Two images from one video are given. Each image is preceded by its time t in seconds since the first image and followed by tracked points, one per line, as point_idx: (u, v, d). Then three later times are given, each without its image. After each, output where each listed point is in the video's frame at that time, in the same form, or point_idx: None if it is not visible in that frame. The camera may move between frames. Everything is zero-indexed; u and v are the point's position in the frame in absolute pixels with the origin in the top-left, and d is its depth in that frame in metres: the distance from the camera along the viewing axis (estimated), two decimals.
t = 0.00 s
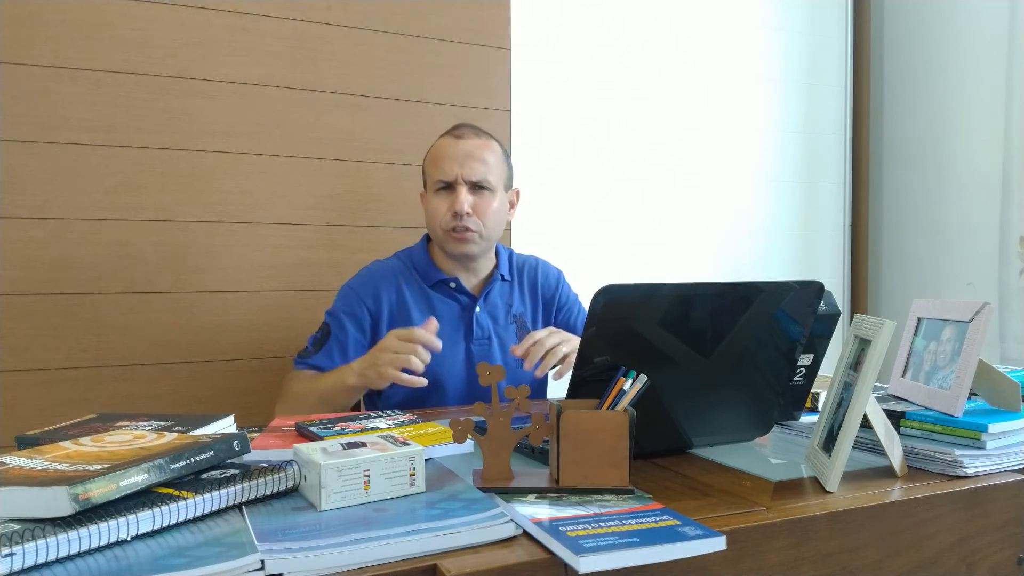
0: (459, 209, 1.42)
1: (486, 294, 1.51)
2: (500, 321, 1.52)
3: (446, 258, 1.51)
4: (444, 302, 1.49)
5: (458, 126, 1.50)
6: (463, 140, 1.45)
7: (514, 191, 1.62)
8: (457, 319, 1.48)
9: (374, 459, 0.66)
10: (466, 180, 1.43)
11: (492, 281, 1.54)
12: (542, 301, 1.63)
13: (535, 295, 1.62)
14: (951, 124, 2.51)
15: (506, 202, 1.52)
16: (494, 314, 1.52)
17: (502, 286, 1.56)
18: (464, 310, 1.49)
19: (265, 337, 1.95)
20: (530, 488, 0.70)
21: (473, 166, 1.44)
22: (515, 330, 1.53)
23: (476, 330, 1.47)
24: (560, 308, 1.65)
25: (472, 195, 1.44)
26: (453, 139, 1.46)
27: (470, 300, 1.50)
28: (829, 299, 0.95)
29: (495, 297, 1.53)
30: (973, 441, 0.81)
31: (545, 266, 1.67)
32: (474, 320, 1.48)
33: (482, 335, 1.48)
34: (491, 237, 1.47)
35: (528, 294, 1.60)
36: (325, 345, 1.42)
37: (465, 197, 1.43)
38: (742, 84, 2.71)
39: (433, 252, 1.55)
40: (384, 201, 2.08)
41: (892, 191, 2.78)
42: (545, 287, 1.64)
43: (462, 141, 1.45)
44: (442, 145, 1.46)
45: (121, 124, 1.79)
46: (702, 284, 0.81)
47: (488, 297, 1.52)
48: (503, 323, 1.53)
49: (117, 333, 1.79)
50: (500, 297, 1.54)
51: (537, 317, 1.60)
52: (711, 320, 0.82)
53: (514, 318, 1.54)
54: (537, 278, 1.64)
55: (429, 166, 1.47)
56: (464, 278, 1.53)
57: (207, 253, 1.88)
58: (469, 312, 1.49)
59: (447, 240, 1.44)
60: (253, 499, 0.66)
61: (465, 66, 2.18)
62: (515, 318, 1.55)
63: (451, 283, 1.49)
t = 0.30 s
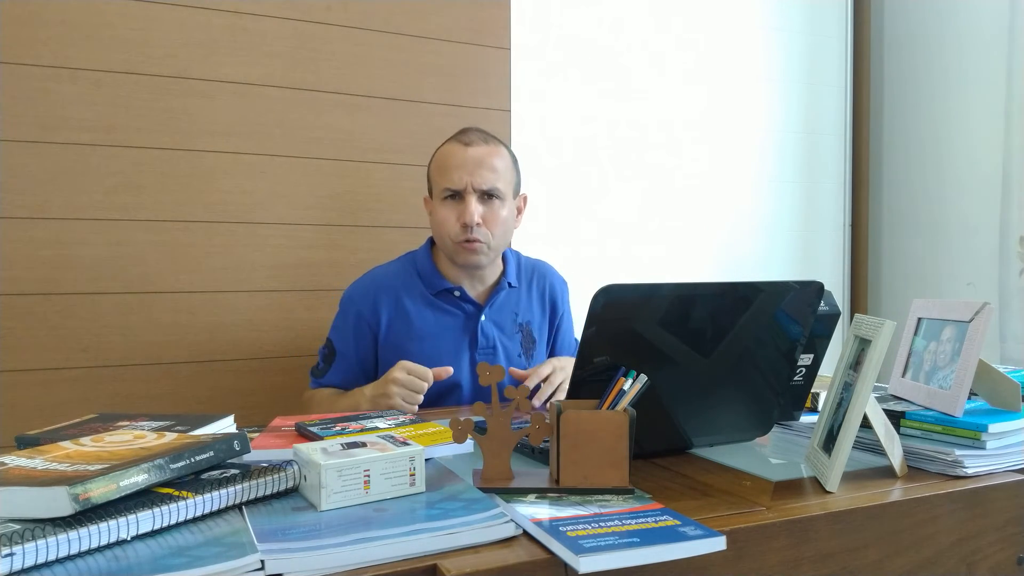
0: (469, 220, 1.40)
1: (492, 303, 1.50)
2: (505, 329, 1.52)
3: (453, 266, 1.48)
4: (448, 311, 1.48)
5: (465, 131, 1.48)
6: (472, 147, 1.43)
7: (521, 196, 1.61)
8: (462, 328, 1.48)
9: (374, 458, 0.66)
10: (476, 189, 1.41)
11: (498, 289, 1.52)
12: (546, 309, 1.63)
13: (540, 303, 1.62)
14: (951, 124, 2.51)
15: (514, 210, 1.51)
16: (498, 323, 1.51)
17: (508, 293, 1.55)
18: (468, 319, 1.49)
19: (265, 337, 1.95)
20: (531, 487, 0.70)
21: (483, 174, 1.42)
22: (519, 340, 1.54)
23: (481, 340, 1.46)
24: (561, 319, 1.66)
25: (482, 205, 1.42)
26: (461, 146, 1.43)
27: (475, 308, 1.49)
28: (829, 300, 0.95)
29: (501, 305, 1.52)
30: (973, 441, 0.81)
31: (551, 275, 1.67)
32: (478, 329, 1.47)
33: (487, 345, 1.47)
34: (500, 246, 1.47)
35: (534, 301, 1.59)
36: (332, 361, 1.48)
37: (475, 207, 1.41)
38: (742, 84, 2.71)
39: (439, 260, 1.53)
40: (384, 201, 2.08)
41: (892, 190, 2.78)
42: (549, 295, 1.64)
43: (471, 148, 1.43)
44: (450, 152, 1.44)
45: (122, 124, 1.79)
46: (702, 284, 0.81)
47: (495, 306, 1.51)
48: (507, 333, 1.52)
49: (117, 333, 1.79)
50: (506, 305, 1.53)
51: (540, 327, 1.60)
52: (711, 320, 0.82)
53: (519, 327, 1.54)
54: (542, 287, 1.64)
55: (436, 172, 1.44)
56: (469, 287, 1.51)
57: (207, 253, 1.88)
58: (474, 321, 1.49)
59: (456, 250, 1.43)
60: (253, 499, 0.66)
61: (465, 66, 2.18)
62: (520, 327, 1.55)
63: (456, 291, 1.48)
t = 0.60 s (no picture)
0: (473, 222, 1.41)
1: (493, 303, 1.51)
2: (505, 331, 1.52)
3: (454, 266, 1.49)
4: (449, 312, 1.48)
5: (472, 132, 1.47)
6: (478, 149, 1.42)
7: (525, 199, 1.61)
8: (462, 329, 1.48)
9: (374, 459, 0.66)
10: (481, 192, 1.41)
11: (499, 289, 1.53)
12: (547, 309, 1.63)
13: (541, 304, 1.62)
14: (952, 124, 2.51)
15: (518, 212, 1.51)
16: (499, 324, 1.51)
17: (509, 293, 1.55)
18: (469, 319, 1.49)
19: (265, 337, 1.95)
20: (531, 487, 0.70)
21: (488, 177, 1.41)
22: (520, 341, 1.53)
23: (482, 341, 1.46)
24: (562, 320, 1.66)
25: (487, 207, 1.42)
26: (468, 147, 1.43)
27: (475, 309, 1.49)
28: (829, 300, 0.95)
29: (502, 306, 1.52)
30: (973, 441, 0.81)
31: (552, 275, 1.67)
32: (479, 330, 1.47)
33: (487, 345, 1.47)
34: (502, 250, 1.47)
35: (534, 301, 1.59)
36: (331, 359, 1.48)
37: (479, 210, 1.41)
38: (742, 85, 2.71)
39: (440, 259, 1.53)
40: (384, 201, 2.08)
41: (892, 191, 2.79)
42: (549, 296, 1.64)
43: (477, 150, 1.43)
44: (456, 153, 1.43)
45: (121, 124, 1.79)
46: (702, 285, 0.81)
47: (496, 306, 1.51)
48: (509, 333, 1.52)
49: (117, 333, 1.79)
50: (507, 305, 1.53)
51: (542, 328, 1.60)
52: (711, 320, 0.82)
53: (520, 328, 1.54)
54: (544, 287, 1.64)
55: (441, 173, 1.43)
56: (470, 287, 1.52)
57: (207, 253, 1.88)
58: (475, 321, 1.48)
59: (458, 251, 1.43)
60: (253, 499, 0.66)
61: (465, 66, 2.18)
62: (521, 327, 1.55)
63: (457, 291, 1.48)
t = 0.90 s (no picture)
0: (474, 221, 1.41)
1: (487, 292, 1.51)
2: (500, 320, 1.52)
3: (450, 261, 1.49)
4: (446, 302, 1.49)
5: (483, 132, 1.47)
6: (487, 150, 1.42)
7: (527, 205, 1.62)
8: (460, 319, 1.48)
9: (374, 459, 0.66)
10: (485, 192, 1.41)
11: (494, 281, 1.53)
12: (544, 299, 1.64)
13: (537, 295, 1.62)
14: (952, 124, 2.51)
15: (517, 216, 1.51)
16: (495, 313, 1.51)
17: (505, 285, 1.55)
18: (466, 310, 1.49)
19: (265, 337, 1.95)
20: (531, 487, 0.70)
21: (493, 178, 1.41)
22: (518, 331, 1.53)
23: (478, 329, 1.46)
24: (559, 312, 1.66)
25: (489, 207, 1.42)
26: (477, 147, 1.43)
27: (471, 299, 1.50)
28: (829, 300, 0.95)
29: (497, 297, 1.53)
30: (973, 441, 0.81)
31: (548, 268, 1.68)
32: (475, 319, 1.48)
33: (483, 334, 1.47)
34: (499, 251, 1.48)
35: (530, 291, 1.60)
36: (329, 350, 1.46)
37: (481, 209, 1.41)
38: (742, 85, 2.71)
39: (437, 253, 1.53)
40: (384, 201, 2.08)
41: (892, 191, 2.79)
42: (545, 287, 1.65)
43: (485, 151, 1.43)
44: (465, 151, 1.43)
45: (121, 124, 1.79)
46: (702, 284, 0.81)
47: (491, 297, 1.52)
48: (506, 323, 1.52)
49: (117, 333, 1.79)
50: (503, 296, 1.54)
51: (540, 319, 1.60)
52: (711, 320, 0.82)
53: (516, 318, 1.54)
54: (540, 280, 1.64)
55: (448, 169, 1.44)
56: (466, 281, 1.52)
57: (207, 253, 1.88)
58: (472, 311, 1.49)
59: (457, 247, 1.43)
60: (253, 499, 0.66)
61: (465, 66, 2.18)
62: (517, 318, 1.54)
63: (454, 282, 1.48)
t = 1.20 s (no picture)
0: (476, 221, 1.40)
1: (488, 294, 1.51)
2: (501, 321, 1.52)
3: (452, 262, 1.48)
4: (446, 303, 1.49)
5: (485, 133, 1.47)
6: (488, 150, 1.43)
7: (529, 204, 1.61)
8: (460, 320, 1.48)
9: (374, 458, 0.66)
10: (488, 192, 1.41)
11: (494, 283, 1.52)
12: (544, 300, 1.64)
13: (537, 297, 1.62)
14: (952, 124, 2.51)
15: (519, 217, 1.50)
16: (496, 314, 1.51)
17: (506, 286, 1.55)
18: (466, 311, 1.49)
19: (265, 337, 1.95)
20: (530, 487, 0.70)
21: (496, 178, 1.41)
22: (518, 331, 1.53)
23: (478, 330, 1.46)
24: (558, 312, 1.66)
25: (491, 207, 1.42)
26: (479, 147, 1.43)
27: (472, 300, 1.49)
28: (829, 300, 0.95)
29: (498, 297, 1.52)
30: (973, 441, 0.81)
31: (547, 270, 1.68)
32: (475, 320, 1.47)
33: (483, 335, 1.47)
34: (502, 251, 1.47)
35: (530, 293, 1.60)
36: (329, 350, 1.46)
37: (484, 209, 1.41)
38: (742, 85, 2.71)
39: (439, 255, 1.53)
40: (384, 201, 2.08)
41: (892, 191, 2.79)
42: (546, 289, 1.65)
43: (487, 151, 1.43)
44: (467, 152, 1.43)
45: (121, 124, 1.79)
46: (702, 284, 0.81)
47: (492, 298, 1.51)
48: (506, 324, 1.52)
49: (117, 333, 1.79)
50: (504, 297, 1.54)
51: (539, 320, 1.60)
52: (711, 320, 0.82)
53: (517, 319, 1.54)
54: (540, 281, 1.64)
55: (450, 170, 1.44)
56: (468, 281, 1.51)
57: (207, 253, 1.88)
58: (472, 312, 1.49)
59: (460, 247, 1.42)
60: (253, 499, 0.66)
61: (465, 66, 2.18)
62: (517, 319, 1.54)
63: (454, 283, 1.48)
